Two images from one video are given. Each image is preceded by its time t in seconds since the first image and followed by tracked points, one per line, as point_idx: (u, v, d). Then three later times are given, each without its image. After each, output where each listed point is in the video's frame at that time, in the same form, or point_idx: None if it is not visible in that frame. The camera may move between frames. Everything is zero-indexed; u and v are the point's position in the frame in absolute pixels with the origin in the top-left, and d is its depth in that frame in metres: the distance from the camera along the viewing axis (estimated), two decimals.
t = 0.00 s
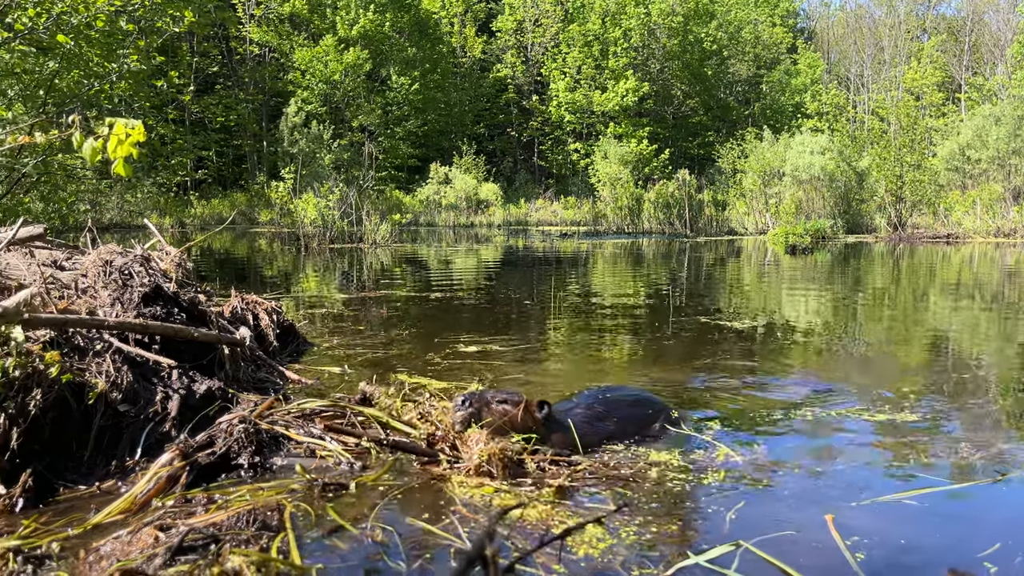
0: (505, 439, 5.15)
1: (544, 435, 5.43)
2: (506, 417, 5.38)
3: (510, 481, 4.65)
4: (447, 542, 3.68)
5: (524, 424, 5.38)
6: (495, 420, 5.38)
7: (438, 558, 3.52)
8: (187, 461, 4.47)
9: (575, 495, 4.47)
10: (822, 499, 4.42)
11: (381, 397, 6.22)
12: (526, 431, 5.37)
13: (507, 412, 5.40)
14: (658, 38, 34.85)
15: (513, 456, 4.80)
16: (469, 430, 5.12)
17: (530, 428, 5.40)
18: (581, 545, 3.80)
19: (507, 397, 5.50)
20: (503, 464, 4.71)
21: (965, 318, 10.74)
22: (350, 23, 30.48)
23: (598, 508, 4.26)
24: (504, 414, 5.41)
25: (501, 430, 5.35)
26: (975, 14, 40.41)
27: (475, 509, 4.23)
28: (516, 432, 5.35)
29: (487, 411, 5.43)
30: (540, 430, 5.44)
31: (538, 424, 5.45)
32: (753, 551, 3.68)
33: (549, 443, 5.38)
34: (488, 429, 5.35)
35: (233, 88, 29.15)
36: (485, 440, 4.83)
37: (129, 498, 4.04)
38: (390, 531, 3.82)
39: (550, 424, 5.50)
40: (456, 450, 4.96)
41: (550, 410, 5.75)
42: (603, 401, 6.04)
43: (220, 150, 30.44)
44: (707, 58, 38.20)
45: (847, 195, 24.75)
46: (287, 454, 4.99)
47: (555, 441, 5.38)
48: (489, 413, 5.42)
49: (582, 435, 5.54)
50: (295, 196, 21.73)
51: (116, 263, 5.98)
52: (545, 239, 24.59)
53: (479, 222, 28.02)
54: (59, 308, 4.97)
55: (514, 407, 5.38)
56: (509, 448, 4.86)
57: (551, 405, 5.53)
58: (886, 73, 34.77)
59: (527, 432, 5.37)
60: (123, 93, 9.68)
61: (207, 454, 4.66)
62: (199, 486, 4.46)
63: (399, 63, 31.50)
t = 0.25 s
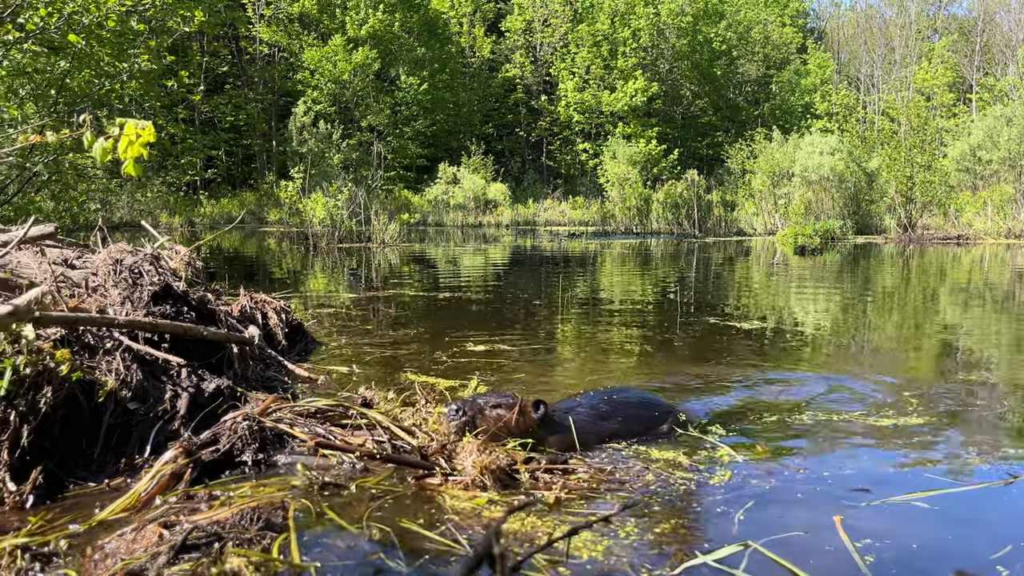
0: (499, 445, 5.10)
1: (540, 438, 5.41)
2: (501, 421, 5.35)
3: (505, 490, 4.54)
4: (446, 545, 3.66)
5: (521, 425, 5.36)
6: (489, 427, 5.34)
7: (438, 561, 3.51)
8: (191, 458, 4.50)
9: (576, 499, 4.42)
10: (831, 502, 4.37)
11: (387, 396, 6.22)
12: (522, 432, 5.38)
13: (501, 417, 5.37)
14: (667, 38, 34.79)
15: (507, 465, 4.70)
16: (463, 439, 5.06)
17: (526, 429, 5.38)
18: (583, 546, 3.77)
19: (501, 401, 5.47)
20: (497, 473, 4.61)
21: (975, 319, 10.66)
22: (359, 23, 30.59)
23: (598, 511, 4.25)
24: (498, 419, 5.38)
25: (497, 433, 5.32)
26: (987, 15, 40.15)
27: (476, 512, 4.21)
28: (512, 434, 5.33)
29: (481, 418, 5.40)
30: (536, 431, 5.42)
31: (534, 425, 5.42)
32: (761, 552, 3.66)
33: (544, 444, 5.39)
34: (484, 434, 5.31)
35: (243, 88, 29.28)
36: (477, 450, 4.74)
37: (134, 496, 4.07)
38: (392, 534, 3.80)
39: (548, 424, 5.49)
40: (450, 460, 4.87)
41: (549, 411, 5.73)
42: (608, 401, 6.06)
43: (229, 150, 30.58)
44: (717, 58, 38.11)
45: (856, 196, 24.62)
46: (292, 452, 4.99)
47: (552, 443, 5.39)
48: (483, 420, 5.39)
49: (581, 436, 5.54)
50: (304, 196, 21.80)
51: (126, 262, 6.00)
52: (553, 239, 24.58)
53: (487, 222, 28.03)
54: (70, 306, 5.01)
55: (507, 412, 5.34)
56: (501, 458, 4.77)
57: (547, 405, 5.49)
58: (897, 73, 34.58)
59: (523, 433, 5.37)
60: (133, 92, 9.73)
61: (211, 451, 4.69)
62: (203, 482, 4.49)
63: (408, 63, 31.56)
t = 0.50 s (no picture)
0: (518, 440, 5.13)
1: (559, 437, 5.36)
2: (521, 416, 5.35)
3: (516, 485, 4.58)
4: (454, 548, 3.65)
5: (541, 422, 5.36)
6: (509, 420, 5.36)
7: (447, 562, 3.51)
8: (203, 456, 4.51)
9: (585, 500, 4.40)
10: (843, 503, 4.33)
11: (396, 396, 6.23)
12: (543, 430, 5.36)
13: (523, 412, 5.37)
14: (677, 38, 34.71)
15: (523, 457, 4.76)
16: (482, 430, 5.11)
17: (546, 427, 5.37)
18: (593, 546, 3.75)
19: (524, 395, 5.48)
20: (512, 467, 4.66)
21: (987, 322, 10.58)
22: (369, 23, 30.70)
23: (603, 511, 4.21)
24: (519, 413, 5.38)
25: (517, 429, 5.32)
26: (999, 15, 39.87)
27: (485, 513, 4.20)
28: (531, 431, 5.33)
29: (502, 410, 5.42)
30: (557, 428, 5.41)
31: (555, 422, 5.42)
32: (772, 550, 3.65)
33: (563, 442, 5.34)
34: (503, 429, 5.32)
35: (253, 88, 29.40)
36: (497, 441, 4.80)
37: (145, 491, 4.08)
38: (403, 535, 3.80)
39: (569, 422, 5.47)
40: (464, 454, 4.91)
41: (571, 410, 5.74)
42: (634, 405, 6.06)
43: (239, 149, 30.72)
44: (726, 58, 38.02)
45: (867, 197, 24.49)
46: (303, 452, 5.00)
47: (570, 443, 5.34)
48: (504, 413, 5.41)
49: (600, 437, 5.49)
50: (313, 195, 21.88)
51: (137, 260, 6.03)
52: (562, 239, 24.57)
53: (496, 222, 28.02)
54: (81, 304, 5.04)
55: (529, 406, 5.35)
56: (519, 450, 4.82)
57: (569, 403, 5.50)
58: (908, 73, 34.39)
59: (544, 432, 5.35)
60: (144, 92, 9.77)
61: (223, 448, 4.69)
62: (214, 480, 4.49)
63: (417, 62, 31.61)
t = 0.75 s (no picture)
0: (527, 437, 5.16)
1: (567, 434, 5.40)
2: (529, 412, 5.40)
3: (524, 483, 4.56)
4: (461, 546, 3.64)
5: (549, 418, 5.39)
6: (518, 417, 5.39)
7: (456, 560, 3.51)
8: (214, 453, 4.53)
9: (594, 499, 4.39)
10: (855, 507, 4.30)
11: (405, 395, 6.24)
12: (551, 426, 5.40)
13: (530, 408, 5.42)
14: (687, 38, 34.62)
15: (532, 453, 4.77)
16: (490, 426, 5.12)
17: (554, 423, 5.41)
18: (602, 545, 3.75)
19: (532, 392, 5.52)
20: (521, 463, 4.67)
21: (999, 323, 10.50)
22: (379, 23, 30.78)
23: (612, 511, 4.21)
24: (528, 409, 5.44)
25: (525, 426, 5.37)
26: (1013, 15, 39.56)
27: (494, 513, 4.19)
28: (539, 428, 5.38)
29: (510, 407, 5.46)
30: (565, 425, 5.43)
31: (564, 419, 5.44)
32: (782, 552, 3.65)
33: (572, 439, 5.36)
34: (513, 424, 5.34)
35: (264, 88, 29.51)
36: (504, 435, 4.81)
37: (156, 489, 4.09)
38: (412, 533, 3.80)
39: (578, 418, 5.47)
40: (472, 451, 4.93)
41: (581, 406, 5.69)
42: (645, 400, 5.92)
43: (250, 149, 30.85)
44: (737, 59, 37.91)
45: (878, 198, 24.34)
46: (312, 451, 5.02)
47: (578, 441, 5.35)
48: (513, 409, 5.45)
49: (610, 434, 5.44)
50: (323, 195, 21.97)
51: (148, 259, 6.07)
52: (571, 239, 24.53)
53: (505, 222, 28.00)
54: (92, 302, 5.08)
55: (537, 402, 5.39)
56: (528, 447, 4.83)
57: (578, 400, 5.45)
58: (920, 73, 34.16)
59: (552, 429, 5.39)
60: (156, 91, 9.81)
61: (234, 446, 4.71)
62: (225, 478, 4.51)
63: (427, 63, 31.66)
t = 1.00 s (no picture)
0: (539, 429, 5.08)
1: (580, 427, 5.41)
2: (543, 403, 5.42)
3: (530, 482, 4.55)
4: (467, 543, 3.65)
5: (564, 410, 5.43)
6: (532, 408, 5.40)
7: (464, 557, 3.51)
8: (224, 451, 4.55)
9: (602, 501, 4.38)
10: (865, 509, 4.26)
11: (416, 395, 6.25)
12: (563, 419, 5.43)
13: (545, 399, 5.45)
14: (697, 38, 34.52)
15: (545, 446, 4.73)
16: (504, 417, 5.09)
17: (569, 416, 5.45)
18: (608, 546, 3.75)
19: (547, 383, 5.57)
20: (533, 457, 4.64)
21: (1012, 325, 10.41)
22: (389, 23, 30.86)
23: (618, 512, 4.20)
24: (542, 400, 5.45)
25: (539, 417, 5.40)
26: None
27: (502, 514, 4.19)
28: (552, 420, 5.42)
29: (525, 397, 5.50)
30: (578, 415, 5.48)
31: (578, 410, 5.49)
32: (790, 554, 3.62)
33: (585, 431, 5.39)
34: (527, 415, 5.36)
35: (274, 87, 29.64)
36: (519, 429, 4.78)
37: (167, 486, 4.11)
38: (420, 530, 3.82)
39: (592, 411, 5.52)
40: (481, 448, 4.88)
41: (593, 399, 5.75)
42: (652, 394, 6.04)
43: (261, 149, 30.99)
44: (747, 59, 37.78)
45: (889, 199, 24.18)
46: (322, 449, 5.02)
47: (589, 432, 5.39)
48: (527, 400, 5.48)
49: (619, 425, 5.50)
50: (333, 194, 22.05)
51: (159, 257, 6.10)
52: (580, 239, 24.50)
53: (515, 222, 27.96)
54: (104, 300, 5.11)
55: (552, 393, 5.42)
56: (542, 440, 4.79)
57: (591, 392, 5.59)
58: (932, 73, 33.94)
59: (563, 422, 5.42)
60: (168, 91, 9.87)
61: (244, 445, 4.73)
62: (235, 476, 4.52)
63: (437, 62, 31.70)
